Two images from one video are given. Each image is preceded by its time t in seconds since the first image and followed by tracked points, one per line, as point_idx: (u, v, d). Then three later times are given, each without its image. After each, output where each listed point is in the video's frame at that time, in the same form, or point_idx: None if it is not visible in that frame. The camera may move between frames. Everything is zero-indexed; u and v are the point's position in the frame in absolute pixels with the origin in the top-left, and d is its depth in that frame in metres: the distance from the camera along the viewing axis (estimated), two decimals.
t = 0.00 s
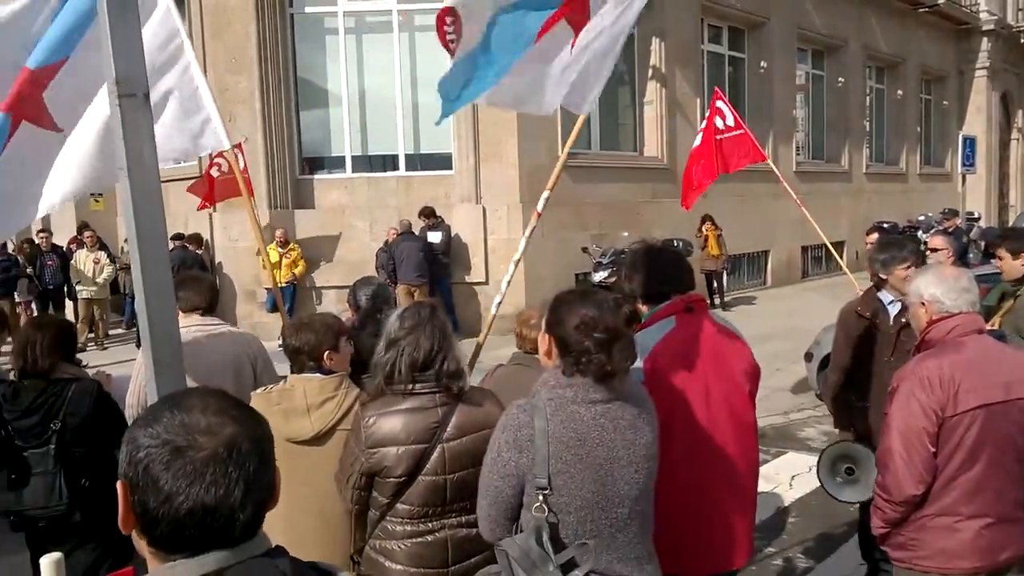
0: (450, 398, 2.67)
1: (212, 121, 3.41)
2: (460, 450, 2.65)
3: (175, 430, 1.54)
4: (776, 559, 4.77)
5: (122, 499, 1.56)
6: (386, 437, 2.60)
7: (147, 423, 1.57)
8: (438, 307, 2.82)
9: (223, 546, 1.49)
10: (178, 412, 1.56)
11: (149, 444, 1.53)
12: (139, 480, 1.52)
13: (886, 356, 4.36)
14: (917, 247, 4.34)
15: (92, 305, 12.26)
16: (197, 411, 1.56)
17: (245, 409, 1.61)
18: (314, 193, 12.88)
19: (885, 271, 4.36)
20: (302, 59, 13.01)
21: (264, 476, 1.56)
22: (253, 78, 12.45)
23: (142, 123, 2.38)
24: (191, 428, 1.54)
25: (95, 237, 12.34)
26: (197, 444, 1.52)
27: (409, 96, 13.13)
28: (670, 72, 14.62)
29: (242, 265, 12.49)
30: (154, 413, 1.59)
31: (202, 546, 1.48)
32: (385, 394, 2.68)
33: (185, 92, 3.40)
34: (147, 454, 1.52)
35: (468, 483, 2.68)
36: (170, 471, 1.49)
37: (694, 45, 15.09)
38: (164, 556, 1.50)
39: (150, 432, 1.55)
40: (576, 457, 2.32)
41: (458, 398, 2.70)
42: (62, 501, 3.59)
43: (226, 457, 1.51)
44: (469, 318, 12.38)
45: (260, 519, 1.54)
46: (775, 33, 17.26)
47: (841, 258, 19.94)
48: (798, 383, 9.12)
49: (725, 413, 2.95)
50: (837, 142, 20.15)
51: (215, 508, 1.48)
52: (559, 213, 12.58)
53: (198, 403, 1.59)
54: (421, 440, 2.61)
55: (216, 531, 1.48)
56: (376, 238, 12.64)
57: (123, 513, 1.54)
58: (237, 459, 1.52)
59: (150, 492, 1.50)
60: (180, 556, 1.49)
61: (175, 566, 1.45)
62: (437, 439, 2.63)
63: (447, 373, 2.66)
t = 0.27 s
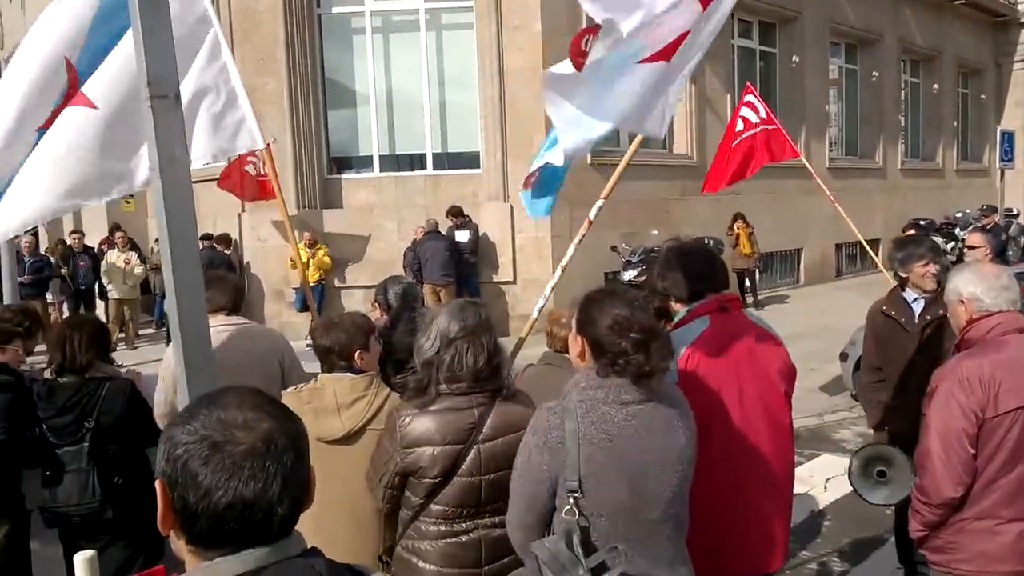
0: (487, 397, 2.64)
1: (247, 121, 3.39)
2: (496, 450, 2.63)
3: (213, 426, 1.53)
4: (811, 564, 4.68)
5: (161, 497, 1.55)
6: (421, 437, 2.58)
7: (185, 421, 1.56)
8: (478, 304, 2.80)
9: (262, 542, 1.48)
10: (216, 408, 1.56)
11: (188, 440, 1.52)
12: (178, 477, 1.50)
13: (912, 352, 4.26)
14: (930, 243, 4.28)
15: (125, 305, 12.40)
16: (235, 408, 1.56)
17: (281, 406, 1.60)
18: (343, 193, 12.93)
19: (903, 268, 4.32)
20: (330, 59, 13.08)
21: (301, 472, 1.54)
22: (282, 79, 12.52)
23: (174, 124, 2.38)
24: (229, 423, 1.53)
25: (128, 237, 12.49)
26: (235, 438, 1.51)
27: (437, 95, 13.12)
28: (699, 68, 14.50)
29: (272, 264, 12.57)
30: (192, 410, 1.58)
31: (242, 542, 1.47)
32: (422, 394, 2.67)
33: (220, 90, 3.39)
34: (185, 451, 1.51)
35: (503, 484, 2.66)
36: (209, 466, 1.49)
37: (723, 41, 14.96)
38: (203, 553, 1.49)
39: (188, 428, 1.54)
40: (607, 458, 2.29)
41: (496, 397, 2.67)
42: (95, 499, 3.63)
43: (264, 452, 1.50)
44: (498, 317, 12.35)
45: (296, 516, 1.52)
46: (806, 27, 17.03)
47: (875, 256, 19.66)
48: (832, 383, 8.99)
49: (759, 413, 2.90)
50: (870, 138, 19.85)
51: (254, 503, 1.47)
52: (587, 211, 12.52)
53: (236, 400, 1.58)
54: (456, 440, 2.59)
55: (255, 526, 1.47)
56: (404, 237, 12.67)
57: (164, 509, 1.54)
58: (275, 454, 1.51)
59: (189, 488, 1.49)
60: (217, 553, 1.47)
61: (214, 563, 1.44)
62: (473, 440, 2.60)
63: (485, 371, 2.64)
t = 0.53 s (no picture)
0: (514, 390, 2.69)
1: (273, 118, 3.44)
2: (522, 443, 2.68)
3: (242, 419, 1.57)
4: (828, 561, 4.70)
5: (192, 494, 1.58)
6: (450, 428, 2.63)
7: (214, 415, 1.60)
8: (509, 299, 2.84)
9: (294, 531, 1.53)
10: (244, 402, 1.60)
11: (218, 434, 1.56)
12: (211, 471, 1.54)
13: (923, 355, 4.26)
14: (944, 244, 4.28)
15: (152, 299, 12.60)
16: (262, 400, 1.60)
17: (306, 399, 1.65)
18: (366, 191, 12.99)
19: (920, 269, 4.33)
20: (354, 59, 13.20)
21: (328, 463, 1.60)
22: (308, 78, 12.64)
23: (204, 122, 2.45)
24: (259, 416, 1.57)
25: (156, 233, 12.68)
26: (266, 431, 1.56)
27: (459, 94, 13.19)
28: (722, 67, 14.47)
29: (296, 261, 12.72)
30: (217, 407, 1.62)
31: (275, 532, 1.52)
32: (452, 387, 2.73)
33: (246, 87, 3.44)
34: (217, 446, 1.55)
35: (528, 476, 2.71)
36: (242, 460, 1.53)
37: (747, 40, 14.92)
38: (233, 544, 1.53)
39: (218, 423, 1.58)
40: (632, 453, 2.32)
41: (523, 391, 2.72)
42: (125, 487, 3.73)
43: (295, 442, 1.56)
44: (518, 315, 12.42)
45: (323, 505, 1.58)
46: (831, 26, 16.94)
47: (898, 256, 19.52)
48: (853, 383, 8.97)
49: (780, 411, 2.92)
50: (895, 138, 19.71)
51: (288, 492, 1.51)
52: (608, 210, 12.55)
53: (266, 394, 1.63)
54: (484, 431, 2.64)
55: (289, 515, 1.52)
56: (427, 235, 12.77)
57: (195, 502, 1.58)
58: (305, 445, 1.56)
59: (223, 482, 1.52)
60: (249, 543, 1.52)
61: (247, 552, 1.49)
62: (499, 431, 2.65)
63: (517, 364, 2.69)
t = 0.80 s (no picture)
0: (529, 385, 2.67)
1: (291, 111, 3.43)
2: (537, 438, 2.66)
3: (252, 414, 1.55)
4: (842, 563, 4.67)
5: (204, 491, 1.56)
6: (465, 422, 2.62)
7: (223, 409, 1.57)
8: (525, 293, 2.82)
9: (304, 525, 1.51)
10: (253, 396, 1.58)
11: (228, 430, 1.54)
12: (221, 467, 1.52)
13: (941, 357, 4.24)
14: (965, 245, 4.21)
15: (166, 292, 12.64)
16: (271, 394, 1.58)
17: (317, 393, 1.63)
18: (379, 185, 13.02)
19: (940, 270, 4.26)
20: (368, 54, 13.19)
21: (340, 456, 1.59)
22: (321, 73, 12.65)
23: (220, 116, 2.43)
24: (269, 411, 1.55)
25: (170, 227, 12.72)
26: (275, 426, 1.54)
27: (473, 90, 13.16)
28: (737, 65, 14.40)
29: (308, 256, 12.73)
30: (224, 401, 1.60)
31: (285, 526, 1.50)
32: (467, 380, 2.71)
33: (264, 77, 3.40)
34: (227, 441, 1.53)
35: (543, 472, 2.69)
36: (253, 454, 1.51)
37: (762, 37, 14.84)
38: (244, 538, 1.52)
39: (227, 420, 1.55)
40: (650, 451, 2.30)
41: (538, 386, 2.69)
42: (139, 477, 3.73)
43: (305, 437, 1.54)
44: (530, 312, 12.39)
45: (334, 499, 1.56)
46: (848, 23, 16.81)
47: (913, 256, 19.38)
48: (867, 384, 8.91)
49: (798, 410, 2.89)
50: (911, 137, 19.56)
51: (299, 487, 1.50)
52: (621, 207, 12.50)
53: (275, 387, 1.60)
54: (497, 425, 2.62)
55: (301, 508, 1.51)
56: (438, 231, 12.76)
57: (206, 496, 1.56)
58: (315, 440, 1.55)
59: (235, 477, 1.51)
60: (261, 537, 1.51)
61: (257, 545, 1.48)
62: (513, 426, 2.64)
63: (532, 359, 2.67)
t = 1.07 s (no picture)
0: (551, 382, 2.67)
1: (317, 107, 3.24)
2: (559, 435, 2.65)
3: (283, 409, 1.54)
4: (866, 566, 4.62)
5: (234, 486, 1.55)
6: (487, 420, 2.62)
7: (250, 404, 1.56)
8: (548, 290, 2.82)
9: (330, 518, 1.52)
10: (280, 389, 1.56)
11: (260, 426, 1.53)
12: (255, 462, 1.51)
13: (971, 359, 4.20)
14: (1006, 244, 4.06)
15: (190, 287, 12.75)
16: (299, 388, 1.57)
17: (344, 387, 1.63)
18: (401, 182, 13.11)
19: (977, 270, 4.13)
20: (391, 52, 13.25)
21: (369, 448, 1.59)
22: (344, 70, 12.70)
23: (247, 112, 2.45)
24: (298, 405, 1.54)
25: (194, 222, 12.83)
26: (308, 422, 1.53)
27: (494, 87, 13.16)
28: (761, 62, 14.30)
29: (330, 252, 12.80)
30: (251, 395, 1.58)
31: (314, 519, 1.51)
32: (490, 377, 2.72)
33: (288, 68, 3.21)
34: (260, 438, 1.52)
35: (566, 469, 2.68)
36: (287, 450, 1.50)
37: (786, 35, 14.72)
38: (273, 531, 1.52)
39: (257, 415, 1.54)
40: (675, 449, 2.29)
41: (561, 383, 2.69)
42: (162, 469, 3.78)
43: (337, 431, 1.53)
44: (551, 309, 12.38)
45: (361, 492, 1.57)
46: (874, 20, 16.65)
47: (939, 256, 19.16)
48: (891, 385, 8.82)
49: (824, 410, 2.87)
50: (938, 136, 19.33)
51: (334, 481, 1.50)
52: (643, 205, 12.46)
53: (300, 380, 1.60)
54: (520, 422, 2.62)
55: (336, 500, 1.51)
56: (460, 227, 12.78)
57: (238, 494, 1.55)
58: (345, 435, 1.54)
59: (270, 472, 1.50)
60: (286, 529, 1.51)
61: (283, 537, 1.49)
62: (535, 423, 2.64)
63: (556, 356, 2.66)
